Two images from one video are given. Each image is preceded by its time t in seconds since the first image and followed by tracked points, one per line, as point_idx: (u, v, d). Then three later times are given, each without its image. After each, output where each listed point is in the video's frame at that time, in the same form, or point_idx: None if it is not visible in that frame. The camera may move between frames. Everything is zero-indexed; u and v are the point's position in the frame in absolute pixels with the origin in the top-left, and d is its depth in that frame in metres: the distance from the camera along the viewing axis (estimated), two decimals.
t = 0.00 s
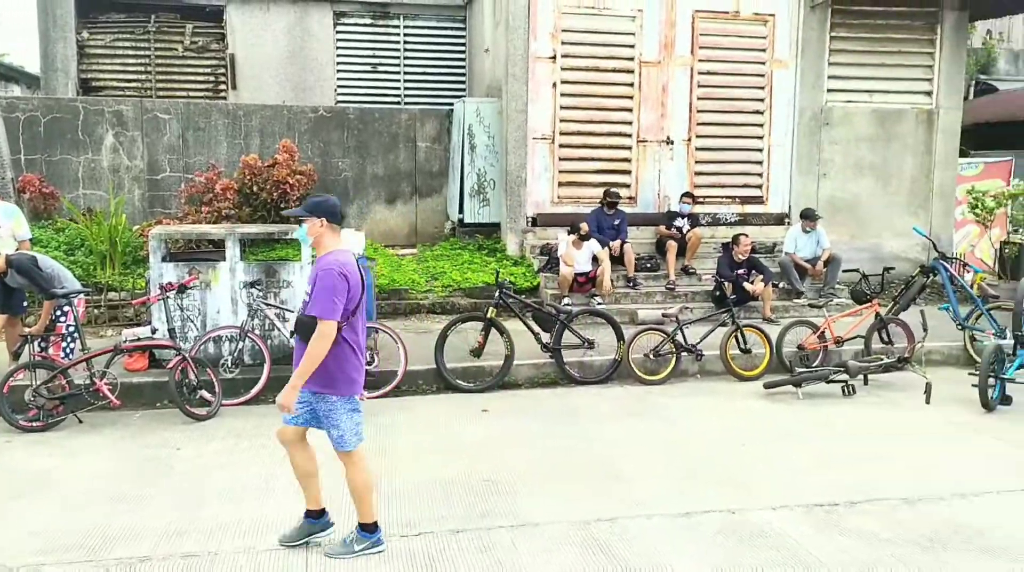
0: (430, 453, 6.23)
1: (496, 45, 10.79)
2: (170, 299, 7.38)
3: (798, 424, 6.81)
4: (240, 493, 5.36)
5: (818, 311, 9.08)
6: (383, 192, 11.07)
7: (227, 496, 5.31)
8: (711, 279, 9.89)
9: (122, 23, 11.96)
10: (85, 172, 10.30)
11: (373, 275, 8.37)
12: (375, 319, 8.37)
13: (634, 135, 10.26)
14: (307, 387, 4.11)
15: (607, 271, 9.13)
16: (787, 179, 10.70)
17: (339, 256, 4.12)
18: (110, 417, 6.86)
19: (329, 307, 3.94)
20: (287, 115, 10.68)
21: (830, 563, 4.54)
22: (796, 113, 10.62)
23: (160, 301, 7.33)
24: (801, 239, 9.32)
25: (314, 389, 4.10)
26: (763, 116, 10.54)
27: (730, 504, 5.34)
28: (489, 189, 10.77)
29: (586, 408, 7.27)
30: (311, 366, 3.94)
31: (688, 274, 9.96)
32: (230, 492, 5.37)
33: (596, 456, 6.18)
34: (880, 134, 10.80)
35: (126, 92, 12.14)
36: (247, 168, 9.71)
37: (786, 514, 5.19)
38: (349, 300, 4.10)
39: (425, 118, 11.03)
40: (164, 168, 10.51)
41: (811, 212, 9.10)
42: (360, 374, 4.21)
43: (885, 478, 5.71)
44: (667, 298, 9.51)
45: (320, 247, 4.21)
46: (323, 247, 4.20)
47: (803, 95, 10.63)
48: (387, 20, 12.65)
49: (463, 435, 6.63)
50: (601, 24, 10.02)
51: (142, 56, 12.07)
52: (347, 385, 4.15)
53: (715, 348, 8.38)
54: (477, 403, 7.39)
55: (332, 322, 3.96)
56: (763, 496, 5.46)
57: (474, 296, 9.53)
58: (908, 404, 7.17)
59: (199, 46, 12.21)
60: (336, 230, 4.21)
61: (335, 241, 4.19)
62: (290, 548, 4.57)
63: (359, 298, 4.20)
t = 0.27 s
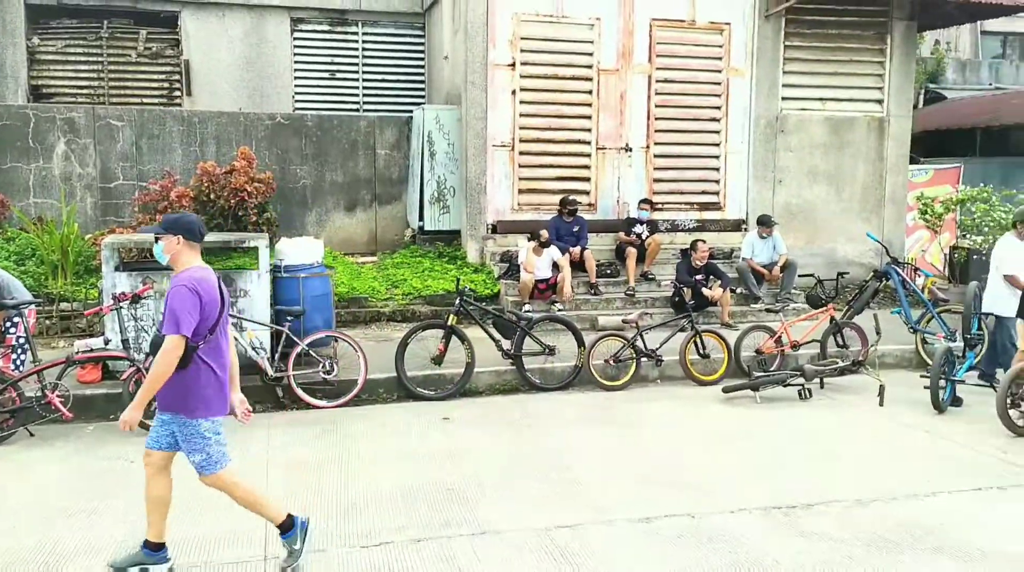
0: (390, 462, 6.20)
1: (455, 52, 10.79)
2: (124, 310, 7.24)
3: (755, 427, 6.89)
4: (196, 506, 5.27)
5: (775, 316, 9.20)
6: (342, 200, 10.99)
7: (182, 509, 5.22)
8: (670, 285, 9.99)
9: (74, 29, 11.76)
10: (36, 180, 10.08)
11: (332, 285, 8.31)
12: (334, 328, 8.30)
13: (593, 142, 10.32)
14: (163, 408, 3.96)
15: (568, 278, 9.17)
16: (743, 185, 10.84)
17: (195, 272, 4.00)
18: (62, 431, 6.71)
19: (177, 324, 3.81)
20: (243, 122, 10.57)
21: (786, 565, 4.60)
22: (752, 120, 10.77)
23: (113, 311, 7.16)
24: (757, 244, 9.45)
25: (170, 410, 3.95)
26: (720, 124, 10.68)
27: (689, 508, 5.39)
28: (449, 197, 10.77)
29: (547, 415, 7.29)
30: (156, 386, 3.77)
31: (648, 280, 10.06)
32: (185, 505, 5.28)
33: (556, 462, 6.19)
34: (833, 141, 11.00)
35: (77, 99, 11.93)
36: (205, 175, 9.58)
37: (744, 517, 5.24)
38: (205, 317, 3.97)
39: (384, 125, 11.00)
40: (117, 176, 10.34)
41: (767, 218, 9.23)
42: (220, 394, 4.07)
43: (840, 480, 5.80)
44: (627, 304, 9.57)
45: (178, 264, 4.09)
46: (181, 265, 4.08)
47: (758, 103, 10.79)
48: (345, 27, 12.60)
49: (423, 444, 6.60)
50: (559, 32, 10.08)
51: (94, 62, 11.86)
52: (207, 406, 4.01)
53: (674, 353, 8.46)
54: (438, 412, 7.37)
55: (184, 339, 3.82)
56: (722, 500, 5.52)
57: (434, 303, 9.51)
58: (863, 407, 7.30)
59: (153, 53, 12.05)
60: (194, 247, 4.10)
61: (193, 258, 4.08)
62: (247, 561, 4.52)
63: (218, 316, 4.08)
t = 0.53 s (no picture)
0: (354, 469, 6.16)
1: (419, 58, 10.78)
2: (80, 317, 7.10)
3: (717, 431, 6.96)
4: (155, 516, 5.19)
5: (738, 320, 9.31)
6: (306, 206, 10.91)
7: (140, 519, 5.13)
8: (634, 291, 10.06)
9: (30, 32, 11.56)
10: None
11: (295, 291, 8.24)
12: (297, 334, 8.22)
13: (557, 148, 10.37)
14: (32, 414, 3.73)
15: (532, 283, 9.18)
16: (706, 192, 10.96)
17: (60, 269, 3.78)
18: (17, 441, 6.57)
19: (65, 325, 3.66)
20: (204, 127, 10.47)
21: (747, 567, 4.64)
22: (715, 127, 10.89)
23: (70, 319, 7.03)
24: (720, 250, 9.55)
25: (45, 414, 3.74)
26: (683, 130, 10.79)
27: (652, 512, 5.42)
28: (413, 203, 10.74)
29: (511, 420, 7.29)
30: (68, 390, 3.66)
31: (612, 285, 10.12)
32: (144, 515, 5.19)
33: (521, 468, 6.20)
34: (794, 148, 11.16)
35: (33, 103, 11.72)
36: (164, 180, 9.45)
37: (707, 520, 5.29)
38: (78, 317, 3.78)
39: (348, 131, 10.95)
40: (74, 182, 10.16)
41: (729, 223, 9.33)
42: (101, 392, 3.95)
43: (802, 483, 5.87)
44: (591, 310, 9.62)
45: (38, 262, 3.84)
46: (43, 263, 3.84)
47: (720, 110, 10.91)
48: (308, 31, 12.52)
49: (388, 451, 6.57)
50: (523, 38, 10.11)
51: (51, 66, 11.67)
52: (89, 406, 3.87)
53: (639, 358, 8.52)
54: (403, 418, 7.33)
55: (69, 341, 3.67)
56: (685, 503, 5.56)
57: (399, 309, 9.47)
58: (823, 410, 7.41)
59: (112, 57, 11.90)
60: (56, 244, 3.87)
61: (56, 255, 3.85)
62: None
63: (88, 314, 3.89)
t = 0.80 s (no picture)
0: (317, 474, 6.10)
1: (384, 60, 10.73)
2: (36, 321, 6.96)
3: (681, 433, 7.01)
4: (114, 523, 5.10)
5: (701, 323, 9.38)
6: (269, 208, 10.80)
7: (98, 526, 5.04)
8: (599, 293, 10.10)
9: None
10: None
11: (257, 294, 8.14)
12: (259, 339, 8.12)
13: (523, 151, 10.38)
14: None
15: (497, 286, 9.18)
16: (670, 195, 11.04)
17: None
18: None
19: None
20: (164, 127, 10.33)
21: (710, 567, 4.68)
22: (678, 131, 10.98)
23: (26, 323, 6.91)
24: (683, 253, 9.63)
25: None
26: (647, 134, 10.86)
27: (617, 514, 5.44)
28: (378, 206, 10.67)
29: (476, 423, 7.28)
30: None
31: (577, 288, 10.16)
32: (102, 522, 5.10)
33: (486, 472, 6.19)
34: (756, 152, 11.29)
35: None
36: (122, 182, 9.30)
37: (671, 521, 5.33)
38: None
39: (311, 133, 10.86)
40: (30, 183, 9.96)
41: (693, 227, 9.42)
42: None
43: (765, 484, 5.93)
44: (556, 312, 9.66)
45: None
46: None
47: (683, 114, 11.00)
48: (271, 32, 12.40)
49: (351, 455, 6.52)
50: (488, 42, 10.12)
51: (7, 66, 11.45)
52: None
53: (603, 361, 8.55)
54: (367, 422, 7.28)
55: None
56: (649, 505, 5.59)
57: (363, 313, 9.41)
58: (785, 411, 7.50)
59: (70, 56, 11.70)
60: None
61: None
62: None
63: None
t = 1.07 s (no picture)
0: (274, 477, 6.03)
1: (342, 61, 10.66)
2: None
3: (640, 433, 7.05)
4: (64, 530, 4.99)
5: (659, 324, 9.46)
6: (225, 209, 10.66)
7: (47, 534, 4.92)
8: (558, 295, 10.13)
9: None
10: None
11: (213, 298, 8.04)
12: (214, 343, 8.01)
13: (482, 153, 10.38)
14: None
15: (457, 288, 9.16)
16: (629, 197, 11.12)
17: None
18: None
19: None
20: (117, 127, 10.15)
21: (668, 566, 4.71)
22: (637, 134, 11.06)
23: None
24: (642, 255, 9.70)
25: None
26: (606, 137, 10.92)
27: (576, 514, 5.45)
28: (336, 207, 10.58)
29: (435, 425, 7.25)
30: None
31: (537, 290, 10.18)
32: (51, 530, 4.98)
33: (446, 474, 6.17)
34: (713, 155, 11.41)
35: None
36: (73, 183, 9.13)
37: (630, 521, 5.36)
38: None
39: (268, 133, 10.74)
40: None
41: (651, 229, 9.49)
42: None
43: (722, 483, 6.00)
44: (515, 313, 9.69)
45: None
46: None
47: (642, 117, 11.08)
48: (227, 31, 12.24)
49: (309, 458, 6.45)
50: (447, 43, 10.10)
51: None
52: None
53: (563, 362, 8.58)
54: (325, 425, 7.21)
55: None
56: (608, 505, 5.62)
57: (322, 315, 9.32)
58: (741, 411, 7.59)
59: (19, 53, 11.44)
60: None
61: None
62: None
63: None
